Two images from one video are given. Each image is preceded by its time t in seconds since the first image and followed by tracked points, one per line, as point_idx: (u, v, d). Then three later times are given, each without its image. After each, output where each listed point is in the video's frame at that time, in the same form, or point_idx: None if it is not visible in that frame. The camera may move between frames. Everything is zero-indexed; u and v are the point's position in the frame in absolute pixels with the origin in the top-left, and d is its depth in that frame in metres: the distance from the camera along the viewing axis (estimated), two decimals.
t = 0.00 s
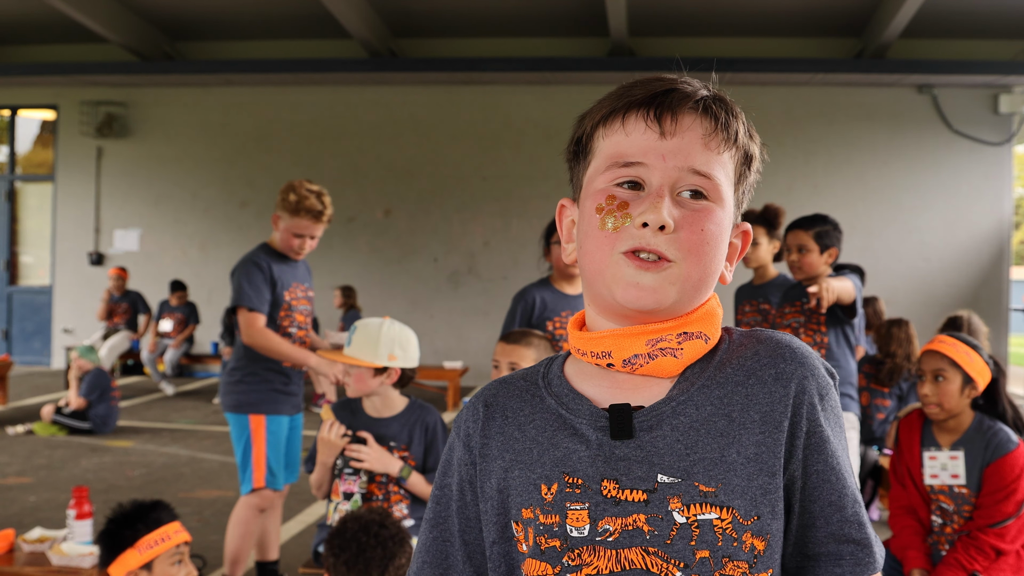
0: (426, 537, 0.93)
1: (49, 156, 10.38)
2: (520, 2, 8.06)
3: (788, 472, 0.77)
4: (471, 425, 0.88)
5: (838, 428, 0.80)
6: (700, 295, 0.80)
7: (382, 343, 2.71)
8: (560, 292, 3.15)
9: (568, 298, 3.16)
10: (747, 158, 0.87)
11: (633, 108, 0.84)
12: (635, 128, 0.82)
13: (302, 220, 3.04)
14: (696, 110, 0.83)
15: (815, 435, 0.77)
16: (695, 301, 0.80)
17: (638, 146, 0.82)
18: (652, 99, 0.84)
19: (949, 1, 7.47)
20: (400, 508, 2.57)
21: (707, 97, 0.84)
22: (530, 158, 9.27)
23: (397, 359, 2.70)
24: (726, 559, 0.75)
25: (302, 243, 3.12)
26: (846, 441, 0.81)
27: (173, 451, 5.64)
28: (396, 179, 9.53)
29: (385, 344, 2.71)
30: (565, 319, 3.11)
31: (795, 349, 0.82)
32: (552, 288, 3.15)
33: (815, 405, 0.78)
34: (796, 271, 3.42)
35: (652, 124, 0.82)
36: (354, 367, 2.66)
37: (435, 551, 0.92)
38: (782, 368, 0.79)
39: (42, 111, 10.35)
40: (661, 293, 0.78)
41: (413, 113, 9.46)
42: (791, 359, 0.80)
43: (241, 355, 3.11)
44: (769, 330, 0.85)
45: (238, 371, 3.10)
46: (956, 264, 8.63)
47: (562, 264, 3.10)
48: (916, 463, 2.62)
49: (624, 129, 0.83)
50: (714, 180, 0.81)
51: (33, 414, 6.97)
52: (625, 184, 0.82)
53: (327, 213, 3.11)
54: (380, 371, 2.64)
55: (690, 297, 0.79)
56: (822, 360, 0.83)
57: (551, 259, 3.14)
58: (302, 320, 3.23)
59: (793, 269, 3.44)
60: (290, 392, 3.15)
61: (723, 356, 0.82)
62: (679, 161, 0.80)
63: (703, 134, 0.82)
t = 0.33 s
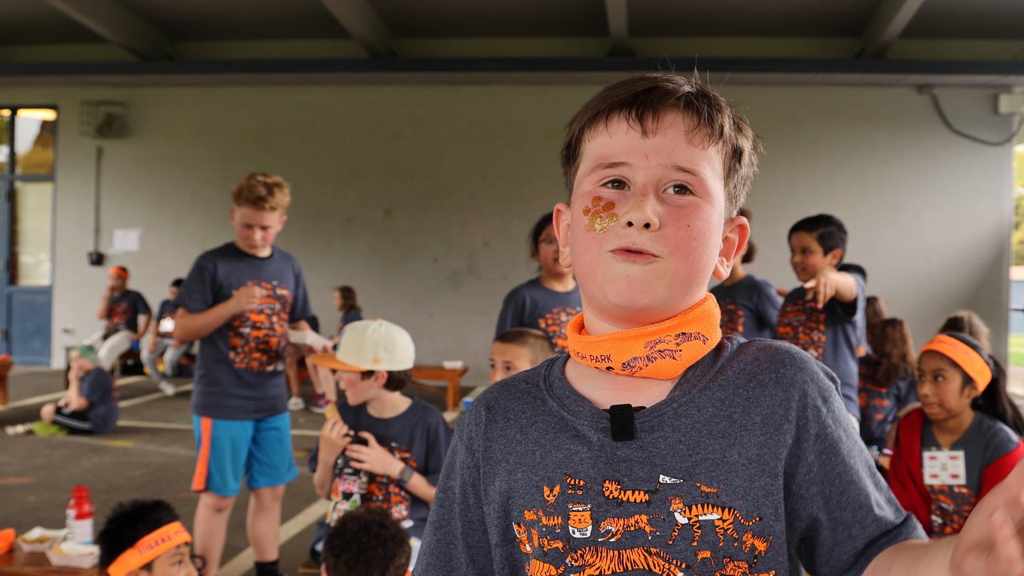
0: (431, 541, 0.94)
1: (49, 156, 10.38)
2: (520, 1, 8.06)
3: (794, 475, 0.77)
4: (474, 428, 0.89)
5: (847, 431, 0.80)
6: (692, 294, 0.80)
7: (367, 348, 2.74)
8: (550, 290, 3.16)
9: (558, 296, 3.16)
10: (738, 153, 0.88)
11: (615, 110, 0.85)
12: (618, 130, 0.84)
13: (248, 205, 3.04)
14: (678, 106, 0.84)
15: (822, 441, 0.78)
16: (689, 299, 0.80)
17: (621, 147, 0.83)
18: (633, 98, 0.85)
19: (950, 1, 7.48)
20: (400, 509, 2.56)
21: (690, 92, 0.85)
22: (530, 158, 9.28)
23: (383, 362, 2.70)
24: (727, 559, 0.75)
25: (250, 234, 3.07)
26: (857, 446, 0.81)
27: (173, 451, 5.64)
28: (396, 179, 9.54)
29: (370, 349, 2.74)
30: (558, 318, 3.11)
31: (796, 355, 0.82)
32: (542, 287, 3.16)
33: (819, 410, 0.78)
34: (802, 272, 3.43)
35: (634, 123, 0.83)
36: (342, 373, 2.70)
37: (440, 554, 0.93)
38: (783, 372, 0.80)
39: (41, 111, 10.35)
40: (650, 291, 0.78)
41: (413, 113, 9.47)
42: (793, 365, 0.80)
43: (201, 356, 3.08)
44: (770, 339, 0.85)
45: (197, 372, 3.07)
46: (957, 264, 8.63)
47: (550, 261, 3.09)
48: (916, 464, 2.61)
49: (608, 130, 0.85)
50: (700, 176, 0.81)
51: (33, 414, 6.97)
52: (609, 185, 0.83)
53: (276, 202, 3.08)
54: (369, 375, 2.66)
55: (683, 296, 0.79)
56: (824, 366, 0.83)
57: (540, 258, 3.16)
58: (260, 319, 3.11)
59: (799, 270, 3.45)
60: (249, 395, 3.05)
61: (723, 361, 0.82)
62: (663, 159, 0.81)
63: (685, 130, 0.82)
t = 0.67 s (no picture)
0: (433, 537, 0.94)
1: (49, 156, 10.38)
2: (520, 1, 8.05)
3: (789, 504, 0.78)
4: (476, 427, 0.89)
5: (838, 466, 0.81)
6: (683, 290, 0.82)
7: (357, 350, 2.72)
8: (551, 290, 3.15)
9: (559, 296, 3.15)
10: (716, 143, 0.89)
11: (588, 115, 0.88)
12: (592, 132, 0.87)
13: (208, 195, 3.03)
14: (647, 101, 0.86)
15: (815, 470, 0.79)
16: (679, 294, 0.82)
17: (596, 148, 0.85)
18: (604, 101, 0.88)
19: (950, 1, 7.47)
20: (399, 508, 2.55)
21: (660, 87, 0.88)
22: (530, 158, 9.27)
23: (374, 364, 2.68)
24: (723, 569, 0.76)
25: (211, 225, 3.02)
26: (844, 481, 0.83)
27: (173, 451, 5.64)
28: (396, 179, 9.54)
29: (360, 351, 2.71)
30: (556, 318, 3.10)
31: (804, 383, 0.82)
32: (544, 287, 3.16)
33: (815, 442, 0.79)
34: (798, 270, 3.43)
35: (606, 124, 0.86)
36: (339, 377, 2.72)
37: (442, 550, 0.93)
38: (790, 400, 0.80)
39: (41, 111, 10.36)
40: (642, 289, 0.80)
41: (413, 113, 9.47)
42: (800, 393, 0.80)
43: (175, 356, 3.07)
44: (780, 359, 0.85)
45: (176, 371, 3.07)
46: (957, 264, 8.63)
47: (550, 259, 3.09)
48: (916, 464, 2.64)
49: (583, 135, 0.87)
50: (679, 167, 0.83)
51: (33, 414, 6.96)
52: (590, 185, 0.85)
53: (235, 191, 3.03)
54: (362, 377, 2.66)
55: (674, 292, 0.82)
56: (829, 394, 0.84)
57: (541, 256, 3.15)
58: (222, 317, 3.04)
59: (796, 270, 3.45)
60: (213, 396, 2.98)
61: (731, 377, 0.82)
62: (638, 154, 0.83)
63: (656, 124, 0.85)
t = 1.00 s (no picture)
0: (435, 535, 0.94)
1: (49, 156, 10.40)
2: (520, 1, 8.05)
3: (799, 501, 0.77)
4: (483, 424, 0.89)
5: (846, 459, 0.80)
6: (676, 287, 0.82)
7: (350, 353, 2.73)
8: (544, 291, 3.16)
9: (552, 297, 3.14)
10: (691, 134, 0.88)
11: (560, 134, 0.90)
12: (567, 148, 0.88)
13: (192, 193, 3.05)
14: (614, 108, 0.86)
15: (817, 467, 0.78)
16: (675, 293, 0.82)
17: (573, 162, 0.87)
18: (573, 117, 0.89)
19: (949, 1, 7.47)
20: (399, 508, 2.54)
21: (625, 92, 0.88)
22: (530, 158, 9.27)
23: (367, 366, 2.70)
24: (731, 568, 0.76)
25: (197, 223, 3.04)
26: (848, 480, 0.79)
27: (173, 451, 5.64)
28: (396, 179, 9.54)
29: (353, 353, 2.72)
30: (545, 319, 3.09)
31: (804, 378, 0.81)
32: (538, 289, 3.17)
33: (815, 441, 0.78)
34: (798, 269, 3.42)
35: (579, 138, 0.87)
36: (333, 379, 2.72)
37: (445, 549, 0.92)
38: (790, 397, 0.79)
39: (42, 111, 10.37)
40: (638, 291, 0.81)
41: (414, 113, 9.46)
42: (805, 392, 0.80)
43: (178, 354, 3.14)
44: (783, 357, 0.84)
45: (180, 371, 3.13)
46: (957, 264, 8.62)
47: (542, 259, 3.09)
48: (916, 464, 2.63)
49: (559, 152, 0.89)
50: (659, 168, 0.83)
51: (33, 415, 6.97)
52: (576, 199, 0.86)
53: (217, 187, 3.02)
54: (355, 379, 2.68)
55: (669, 291, 0.82)
56: (833, 392, 0.83)
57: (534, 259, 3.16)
58: (213, 316, 3.05)
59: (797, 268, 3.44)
60: (205, 396, 2.98)
61: (735, 377, 0.82)
62: (615, 161, 0.84)
63: (627, 130, 0.85)
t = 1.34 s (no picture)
0: (443, 533, 0.95)
1: (49, 156, 10.40)
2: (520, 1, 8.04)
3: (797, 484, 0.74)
4: (489, 423, 0.90)
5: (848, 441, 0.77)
6: (674, 286, 0.82)
7: (349, 353, 2.73)
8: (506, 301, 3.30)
9: (514, 309, 3.27)
10: (673, 131, 0.87)
11: (543, 154, 0.89)
12: (550, 165, 0.88)
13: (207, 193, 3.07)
14: (593, 119, 0.86)
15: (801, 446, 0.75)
16: (674, 293, 0.82)
17: (558, 180, 0.86)
18: (551, 136, 0.89)
19: (949, 1, 7.47)
20: (399, 507, 2.50)
21: (599, 101, 0.88)
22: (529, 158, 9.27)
23: (366, 367, 2.70)
24: (726, 560, 0.75)
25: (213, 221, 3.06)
26: (829, 460, 0.74)
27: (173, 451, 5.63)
28: (396, 179, 9.53)
29: (351, 353, 2.73)
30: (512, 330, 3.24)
31: (798, 365, 0.79)
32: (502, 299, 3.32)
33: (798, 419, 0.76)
34: (808, 272, 3.42)
35: (560, 155, 0.86)
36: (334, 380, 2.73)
37: (452, 546, 0.93)
38: (779, 382, 0.78)
39: (41, 111, 10.37)
40: (637, 297, 0.81)
41: (413, 113, 9.47)
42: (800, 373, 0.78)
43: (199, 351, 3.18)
44: (782, 342, 0.83)
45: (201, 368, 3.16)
46: (957, 264, 8.62)
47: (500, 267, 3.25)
48: (917, 464, 2.63)
49: (545, 170, 0.89)
50: (645, 172, 0.83)
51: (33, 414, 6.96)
52: (567, 213, 0.86)
53: (228, 187, 3.03)
54: (354, 381, 2.69)
55: (669, 292, 0.82)
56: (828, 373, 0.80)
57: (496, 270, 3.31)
58: (224, 315, 3.06)
59: (805, 271, 3.43)
60: (217, 394, 3.00)
61: (730, 367, 0.82)
62: (599, 172, 0.84)
63: (605, 139, 0.84)
